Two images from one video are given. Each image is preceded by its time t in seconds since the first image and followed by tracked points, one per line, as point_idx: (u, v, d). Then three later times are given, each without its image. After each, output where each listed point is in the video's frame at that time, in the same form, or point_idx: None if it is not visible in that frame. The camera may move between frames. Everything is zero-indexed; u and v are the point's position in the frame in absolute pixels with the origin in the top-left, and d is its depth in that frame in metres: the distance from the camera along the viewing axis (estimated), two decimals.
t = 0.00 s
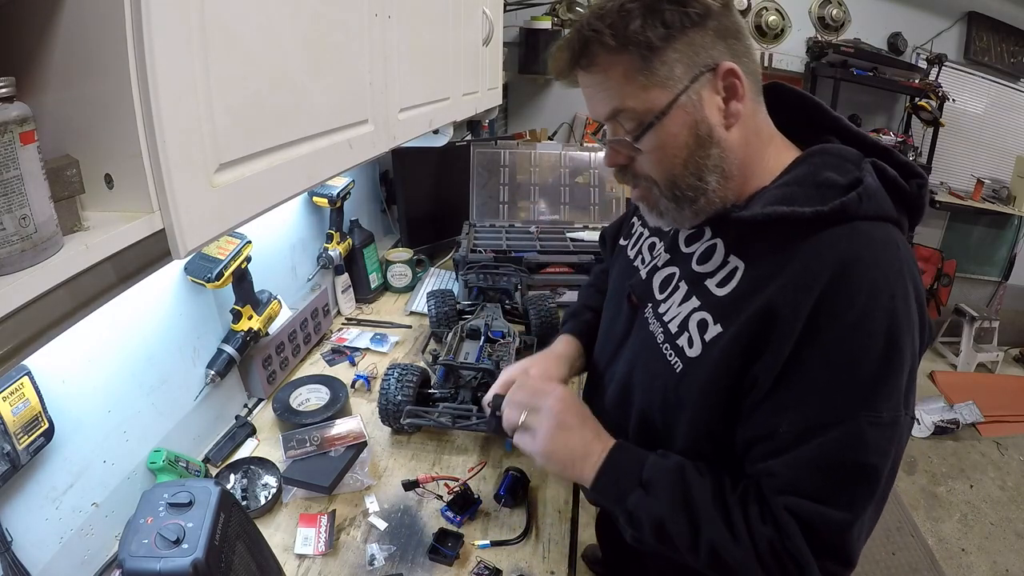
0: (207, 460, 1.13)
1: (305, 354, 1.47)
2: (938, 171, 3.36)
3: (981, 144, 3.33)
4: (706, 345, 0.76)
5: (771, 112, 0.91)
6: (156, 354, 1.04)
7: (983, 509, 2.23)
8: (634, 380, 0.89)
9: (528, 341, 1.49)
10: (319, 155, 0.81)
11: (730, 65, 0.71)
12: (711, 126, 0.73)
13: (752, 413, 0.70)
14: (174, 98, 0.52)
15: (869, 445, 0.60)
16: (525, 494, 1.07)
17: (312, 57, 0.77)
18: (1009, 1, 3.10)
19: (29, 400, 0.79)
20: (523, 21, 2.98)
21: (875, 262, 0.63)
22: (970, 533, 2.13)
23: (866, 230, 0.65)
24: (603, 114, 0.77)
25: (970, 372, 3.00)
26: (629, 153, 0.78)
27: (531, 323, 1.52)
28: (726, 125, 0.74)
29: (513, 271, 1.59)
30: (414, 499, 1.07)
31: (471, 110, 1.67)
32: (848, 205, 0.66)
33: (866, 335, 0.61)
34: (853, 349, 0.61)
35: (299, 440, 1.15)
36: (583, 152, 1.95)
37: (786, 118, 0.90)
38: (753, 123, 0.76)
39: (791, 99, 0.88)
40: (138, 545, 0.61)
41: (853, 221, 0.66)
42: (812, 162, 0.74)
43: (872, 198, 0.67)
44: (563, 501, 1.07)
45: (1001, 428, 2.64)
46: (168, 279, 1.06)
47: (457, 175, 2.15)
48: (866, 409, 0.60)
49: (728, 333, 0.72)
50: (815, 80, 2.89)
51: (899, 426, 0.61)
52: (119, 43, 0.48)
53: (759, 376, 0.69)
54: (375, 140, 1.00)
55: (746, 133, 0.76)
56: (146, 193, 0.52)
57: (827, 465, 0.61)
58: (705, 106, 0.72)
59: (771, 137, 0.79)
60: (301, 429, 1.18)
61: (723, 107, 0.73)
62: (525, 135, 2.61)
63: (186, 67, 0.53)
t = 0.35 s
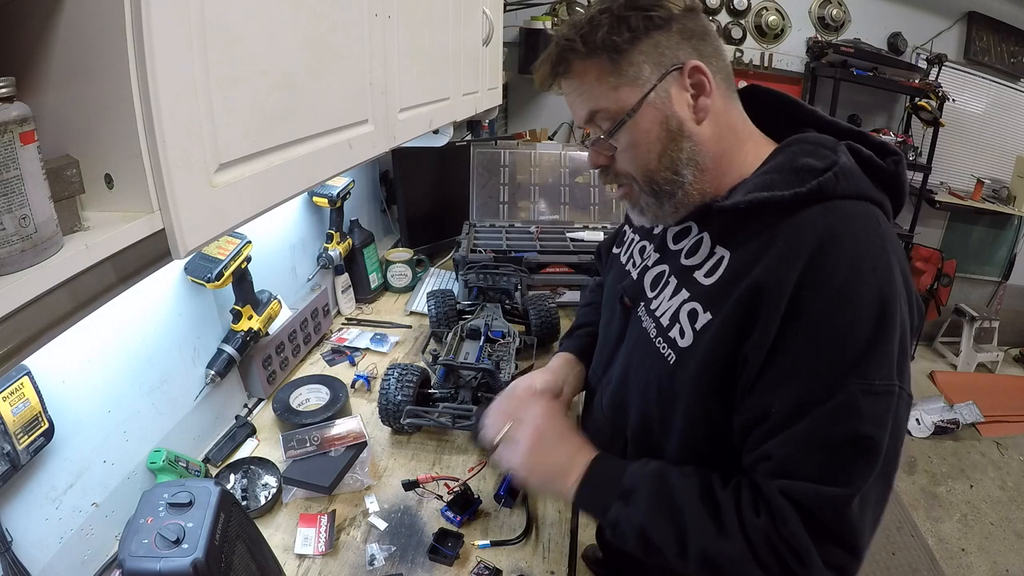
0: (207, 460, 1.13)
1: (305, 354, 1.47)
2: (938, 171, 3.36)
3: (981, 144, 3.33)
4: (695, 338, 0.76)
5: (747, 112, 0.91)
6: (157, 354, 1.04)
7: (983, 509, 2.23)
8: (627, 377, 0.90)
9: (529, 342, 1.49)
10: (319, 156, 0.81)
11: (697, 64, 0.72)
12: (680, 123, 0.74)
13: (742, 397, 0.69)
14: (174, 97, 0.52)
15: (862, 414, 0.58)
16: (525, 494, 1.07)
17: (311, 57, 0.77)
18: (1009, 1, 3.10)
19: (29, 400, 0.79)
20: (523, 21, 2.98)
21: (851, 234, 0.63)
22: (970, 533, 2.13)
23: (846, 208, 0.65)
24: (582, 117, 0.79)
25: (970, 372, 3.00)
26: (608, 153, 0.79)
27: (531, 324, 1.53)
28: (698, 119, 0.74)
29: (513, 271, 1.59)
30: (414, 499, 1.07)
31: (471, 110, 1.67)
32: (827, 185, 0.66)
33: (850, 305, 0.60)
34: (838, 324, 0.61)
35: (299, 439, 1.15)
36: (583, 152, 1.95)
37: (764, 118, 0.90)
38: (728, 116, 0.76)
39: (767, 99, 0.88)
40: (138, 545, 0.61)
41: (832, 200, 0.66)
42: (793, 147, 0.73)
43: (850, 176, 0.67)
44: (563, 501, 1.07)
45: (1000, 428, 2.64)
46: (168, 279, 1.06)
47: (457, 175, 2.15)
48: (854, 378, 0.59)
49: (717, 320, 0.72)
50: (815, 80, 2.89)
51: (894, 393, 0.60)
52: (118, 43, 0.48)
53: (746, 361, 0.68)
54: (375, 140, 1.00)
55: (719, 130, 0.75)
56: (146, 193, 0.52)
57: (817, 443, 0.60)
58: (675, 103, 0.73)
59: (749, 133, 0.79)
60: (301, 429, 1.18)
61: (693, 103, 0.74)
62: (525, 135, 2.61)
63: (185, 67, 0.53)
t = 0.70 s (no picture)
0: (207, 460, 1.13)
1: (305, 354, 1.47)
2: (938, 171, 3.36)
3: (981, 144, 3.33)
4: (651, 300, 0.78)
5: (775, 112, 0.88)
6: (157, 354, 1.04)
7: (983, 509, 2.23)
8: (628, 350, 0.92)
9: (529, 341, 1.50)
10: (319, 155, 0.81)
11: (656, 88, 0.76)
12: (656, 125, 0.81)
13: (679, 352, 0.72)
14: (174, 97, 0.52)
15: (750, 410, 0.62)
16: (525, 494, 1.07)
17: (312, 57, 0.77)
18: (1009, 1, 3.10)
19: (29, 400, 0.79)
20: (523, 21, 2.98)
21: (789, 231, 0.63)
22: (970, 533, 2.13)
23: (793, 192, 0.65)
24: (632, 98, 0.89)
25: (970, 372, 3.00)
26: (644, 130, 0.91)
27: (531, 324, 1.54)
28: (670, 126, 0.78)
29: (513, 271, 1.58)
30: (414, 499, 1.07)
31: (471, 110, 1.67)
32: (782, 180, 0.66)
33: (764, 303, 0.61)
34: (757, 298, 0.62)
35: (300, 439, 1.14)
36: (583, 152, 1.95)
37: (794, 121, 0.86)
38: (704, 115, 0.75)
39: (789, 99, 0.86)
40: (139, 545, 0.61)
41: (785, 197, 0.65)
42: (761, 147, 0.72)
43: (806, 177, 0.66)
44: (563, 501, 1.07)
45: (1000, 428, 2.64)
46: (169, 279, 1.06)
47: (457, 175, 2.15)
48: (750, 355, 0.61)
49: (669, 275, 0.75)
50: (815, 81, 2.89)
51: (792, 404, 0.62)
52: (118, 42, 0.48)
53: (683, 325, 0.70)
54: (375, 140, 1.00)
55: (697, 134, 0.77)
56: (146, 193, 0.52)
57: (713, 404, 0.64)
58: (651, 112, 0.80)
59: (740, 127, 0.75)
60: (301, 429, 1.18)
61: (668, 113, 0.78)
62: (525, 135, 2.61)
63: (185, 67, 0.53)
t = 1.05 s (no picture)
0: (207, 460, 1.13)
1: (305, 354, 1.47)
2: (938, 171, 3.36)
3: (981, 144, 3.33)
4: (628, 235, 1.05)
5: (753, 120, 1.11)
6: (157, 354, 1.04)
7: (983, 509, 2.22)
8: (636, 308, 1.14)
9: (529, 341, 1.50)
10: (319, 155, 0.81)
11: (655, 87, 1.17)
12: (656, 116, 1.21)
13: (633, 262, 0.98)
14: (174, 96, 0.51)
15: (658, 277, 0.86)
16: (525, 494, 1.07)
17: (312, 57, 0.77)
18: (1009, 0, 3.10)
19: (29, 400, 0.79)
20: (524, 21, 2.98)
21: (688, 166, 0.91)
22: (970, 532, 2.12)
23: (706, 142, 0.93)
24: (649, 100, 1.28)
25: (970, 372, 3.01)
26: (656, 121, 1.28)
27: (530, 324, 1.54)
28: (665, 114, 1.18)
29: (513, 271, 1.58)
30: (414, 499, 1.07)
31: (471, 110, 1.67)
32: (697, 133, 0.95)
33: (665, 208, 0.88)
34: (669, 202, 0.88)
35: (299, 440, 1.14)
36: (583, 152, 1.94)
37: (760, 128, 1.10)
38: (687, 103, 1.14)
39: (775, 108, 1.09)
40: (138, 545, 0.61)
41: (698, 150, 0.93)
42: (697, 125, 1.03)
43: (715, 130, 0.94)
44: (563, 501, 1.07)
45: (1000, 428, 2.64)
46: (169, 279, 1.06)
47: (457, 175, 2.14)
48: (661, 237, 0.86)
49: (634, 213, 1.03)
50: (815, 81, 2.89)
51: (683, 278, 0.85)
52: (118, 42, 0.48)
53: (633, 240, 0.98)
54: (376, 140, 1.00)
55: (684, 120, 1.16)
56: (146, 193, 0.52)
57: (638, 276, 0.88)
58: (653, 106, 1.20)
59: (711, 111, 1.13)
60: (301, 429, 1.18)
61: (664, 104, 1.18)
62: (525, 136, 2.61)
63: (186, 66, 0.53)
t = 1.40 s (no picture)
0: (207, 460, 1.13)
1: (305, 354, 1.47)
2: (938, 171, 3.36)
3: (981, 144, 3.33)
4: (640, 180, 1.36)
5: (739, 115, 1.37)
6: (158, 353, 1.04)
7: (983, 509, 2.22)
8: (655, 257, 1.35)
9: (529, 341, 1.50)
10: (319, 156, 0.81)
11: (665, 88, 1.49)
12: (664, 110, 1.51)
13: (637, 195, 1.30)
14: (174, 97, 0.51)
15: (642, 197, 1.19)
16: (525, 494, 1.07)
17: (312, 58, 0.77)
18: None
19: (29, 400, 0.79)
20: (524, 21, 2.98)
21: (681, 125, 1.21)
22: (970, 532, 2.12)
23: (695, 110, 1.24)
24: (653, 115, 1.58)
25: (970, 372, 3.01)
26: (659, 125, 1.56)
27: (531, 325, 1.56)
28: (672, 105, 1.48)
29: (513, 271, 1.58)
30: (414, 499, 1.07)
31: (471, 110, 1.67)
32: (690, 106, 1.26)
33: (659, 152, 1.18)
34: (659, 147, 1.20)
35: (299, 440, 1.14)
36: (582, 152, 1.94)
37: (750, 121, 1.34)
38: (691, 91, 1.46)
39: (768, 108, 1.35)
40: (138, 546, 0.61)
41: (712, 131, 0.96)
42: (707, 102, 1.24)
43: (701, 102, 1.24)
44: (563, 501, 1.07)
45: (1000, 428, 2.64)
46: (169, 278, 1.06)
47: (456, 175, 2.14)
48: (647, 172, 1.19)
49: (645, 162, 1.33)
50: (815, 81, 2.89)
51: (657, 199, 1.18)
52: (118, 43, 0.48)
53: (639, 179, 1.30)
54: (376, 141, 1.00)
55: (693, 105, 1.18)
56: (145, 193, 0.52)
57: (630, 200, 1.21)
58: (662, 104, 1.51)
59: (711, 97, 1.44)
60: (301, 429, 1.18)
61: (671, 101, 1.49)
62: (526, 135, 2.62)
63: (185, 67, 0.53)
